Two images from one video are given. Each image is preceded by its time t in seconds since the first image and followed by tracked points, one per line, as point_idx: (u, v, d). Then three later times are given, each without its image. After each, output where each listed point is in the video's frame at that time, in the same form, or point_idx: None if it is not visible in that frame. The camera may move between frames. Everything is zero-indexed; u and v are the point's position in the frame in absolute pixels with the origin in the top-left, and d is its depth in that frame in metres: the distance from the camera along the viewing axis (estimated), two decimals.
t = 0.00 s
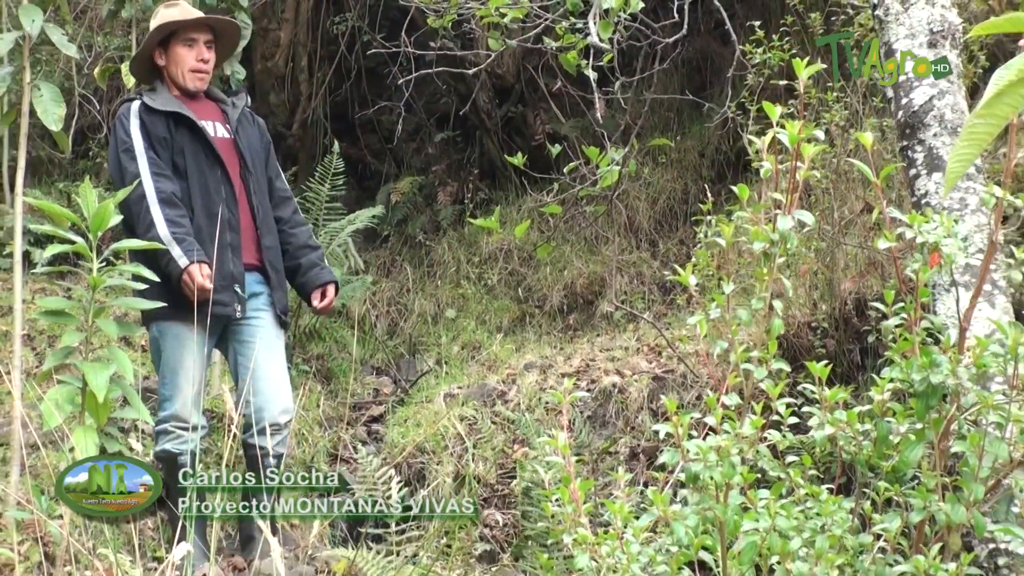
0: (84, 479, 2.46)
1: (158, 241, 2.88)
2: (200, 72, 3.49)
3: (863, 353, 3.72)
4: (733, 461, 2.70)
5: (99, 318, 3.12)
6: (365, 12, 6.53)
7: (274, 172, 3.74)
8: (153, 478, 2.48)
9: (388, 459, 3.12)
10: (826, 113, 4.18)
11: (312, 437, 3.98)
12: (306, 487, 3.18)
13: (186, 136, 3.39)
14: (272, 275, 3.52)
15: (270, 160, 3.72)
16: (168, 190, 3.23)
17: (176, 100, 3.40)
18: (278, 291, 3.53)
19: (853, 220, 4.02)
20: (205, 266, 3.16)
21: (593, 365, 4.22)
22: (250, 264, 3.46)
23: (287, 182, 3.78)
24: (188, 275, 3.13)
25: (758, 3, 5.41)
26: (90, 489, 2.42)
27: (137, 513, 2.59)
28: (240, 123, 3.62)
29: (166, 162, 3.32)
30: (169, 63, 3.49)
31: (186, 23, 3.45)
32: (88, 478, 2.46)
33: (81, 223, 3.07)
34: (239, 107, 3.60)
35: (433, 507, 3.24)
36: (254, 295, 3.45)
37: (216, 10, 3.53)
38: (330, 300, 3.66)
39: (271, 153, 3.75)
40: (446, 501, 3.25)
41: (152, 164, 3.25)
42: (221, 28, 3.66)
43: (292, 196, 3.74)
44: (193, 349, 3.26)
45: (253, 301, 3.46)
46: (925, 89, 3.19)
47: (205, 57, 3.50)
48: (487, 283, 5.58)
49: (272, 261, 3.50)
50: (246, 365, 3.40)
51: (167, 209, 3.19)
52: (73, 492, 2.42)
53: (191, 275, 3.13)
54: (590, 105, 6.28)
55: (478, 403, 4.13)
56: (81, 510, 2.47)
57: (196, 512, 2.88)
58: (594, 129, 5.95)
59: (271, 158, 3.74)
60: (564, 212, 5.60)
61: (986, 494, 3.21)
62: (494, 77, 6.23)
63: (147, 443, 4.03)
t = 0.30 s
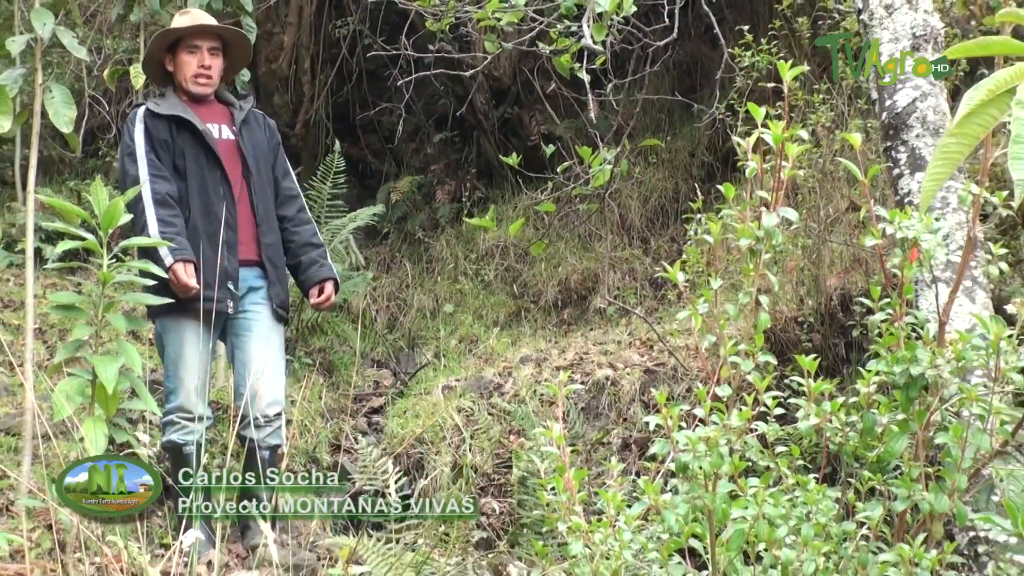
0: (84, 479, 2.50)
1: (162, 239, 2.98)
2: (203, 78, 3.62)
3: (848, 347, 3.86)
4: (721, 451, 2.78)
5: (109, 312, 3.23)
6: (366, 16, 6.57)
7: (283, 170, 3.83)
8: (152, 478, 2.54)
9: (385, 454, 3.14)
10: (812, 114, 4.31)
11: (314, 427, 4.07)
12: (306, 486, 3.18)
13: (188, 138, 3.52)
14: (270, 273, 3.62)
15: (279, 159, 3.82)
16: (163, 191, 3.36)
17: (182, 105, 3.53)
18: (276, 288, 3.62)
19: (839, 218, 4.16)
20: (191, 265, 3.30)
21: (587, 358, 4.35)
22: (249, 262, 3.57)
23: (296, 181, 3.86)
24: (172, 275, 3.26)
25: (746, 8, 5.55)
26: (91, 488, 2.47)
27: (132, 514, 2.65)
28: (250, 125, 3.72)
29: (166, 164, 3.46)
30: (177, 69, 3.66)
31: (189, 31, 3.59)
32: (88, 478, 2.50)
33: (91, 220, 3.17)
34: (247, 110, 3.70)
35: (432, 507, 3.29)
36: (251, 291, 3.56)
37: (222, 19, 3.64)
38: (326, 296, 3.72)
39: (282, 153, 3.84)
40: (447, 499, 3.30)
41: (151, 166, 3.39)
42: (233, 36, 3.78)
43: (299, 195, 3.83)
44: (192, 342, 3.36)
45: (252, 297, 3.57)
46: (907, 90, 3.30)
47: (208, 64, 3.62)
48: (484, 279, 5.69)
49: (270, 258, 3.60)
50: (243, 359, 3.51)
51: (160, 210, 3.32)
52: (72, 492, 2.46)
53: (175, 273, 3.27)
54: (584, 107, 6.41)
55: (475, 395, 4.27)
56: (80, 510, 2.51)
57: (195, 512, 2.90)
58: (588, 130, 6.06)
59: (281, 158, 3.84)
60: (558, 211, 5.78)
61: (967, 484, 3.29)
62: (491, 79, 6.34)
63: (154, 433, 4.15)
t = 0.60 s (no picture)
0: (84, 479, 2.48)
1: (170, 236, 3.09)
2: (225, 78, 3.77)
3: (834, 341, 4.00)
4: (714, 442, 2.83)
5: (120, 306, 3.34)
6: (369, 19, 6.71)
7: (298, 172, 3.94)
8: (153, 478, 2.53)
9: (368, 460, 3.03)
10: (800, 115, 4.44)
11: (318, 418, 4.30)
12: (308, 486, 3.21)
13: (201, 137, 3.66)
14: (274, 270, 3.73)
15: (294, 160, 3.92)
16: (172, 185, 3.50)
17: (200, 104, 3.67)
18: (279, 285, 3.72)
19: (826, 216, 4.30)
20: (189, 257, 3.41)
21: (582, 352, 4.48)
22: (254, 258, 3.69)
23: (310, 182, 3.96)
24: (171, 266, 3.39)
25: (736, 13, 5.71)
26: (91, 488, 2.45)
27: (133, 514, 2.62)
28: (267, 127, 3.85)
29: (178, 160, 3.60)
30: (202, 69, 3.81)
31: (215, 33, 3.75)
32: (88, 479, 2.48)
33: (102, 217, 3.27)
34: (265, 112, 3.82)
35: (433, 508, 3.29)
36: (254, 287, 3.68)
37: (248, 23, 3.80)
38: (325, 294, 3.83)
39: (298, 156, 3.95)
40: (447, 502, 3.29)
41: (163, 162, 3.53)
42: (259, 41, 3.94)
43: (311, 197, 3.93)
44: (198, 334, 3.49)
45: (257, 292, 3.70)
46: (892, 93, 3.42)
47: (231, 65, 3.78)
48: (483, 274, 5.80)
49: (275, 255, 3.70)
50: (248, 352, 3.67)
51: (167, 204, 3.46)
52: (73, 492, 2.44)
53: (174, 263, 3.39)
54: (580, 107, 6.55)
55: (474, 387, 4.41)
56: (80, 511, 2.49)
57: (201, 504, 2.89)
58: (583, 131, 6.17)
59: (297, 159, 3.94)
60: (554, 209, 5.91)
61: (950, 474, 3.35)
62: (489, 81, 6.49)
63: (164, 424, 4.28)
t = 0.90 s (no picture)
0: (85, 479, 2.52)
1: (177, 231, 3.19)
2: (248, 77, 3.91)
3: (820, 332, 4.15)
4: (707, 432, 2.89)
5: (128, 298, 3.45)
6: (371, 21, 6.81)
7: (313, 174, 4.06)
8: (154, 477, 2.57)
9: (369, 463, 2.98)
10: (788, 114, 4.57)
11: (320, 406, 4.46)
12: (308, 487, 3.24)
13: (218, 135, 3.80)
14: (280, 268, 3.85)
15: (309, 163, 4.04)
16: (185, 179, 3.63)
17: (220, 102, 3.81)
18: (284, 283, 3.84)
19: (812, 211, 4.44)
20: (192, 250, 3.54)
21: (576, 343, 4.61)
22: (261, 255, 3.82)
23: (324, 184, 4.07)
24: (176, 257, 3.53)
25: (726, 15, 5.87)
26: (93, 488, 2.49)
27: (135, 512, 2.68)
28: (286, 128, 3.97)
29: (194, 155, 3.74)
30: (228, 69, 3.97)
31: (239, 33, 3.91)
32: (89, 478, 2.52)
33: (111, 212, 3.39)
34: (284, 114, 3.95)
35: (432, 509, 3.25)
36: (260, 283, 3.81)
37: (273, 25, 3.95)
38: (326, 295, 3.93)
39: (315, 158, 4.07)
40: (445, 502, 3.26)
41: (179, 156, 3.67)
42: (285, 45, 4.08)
43: (324, 199, 4.04)
44: (204, 324, 3.62)
45: (263, 288, 3.83)
46: (876, 93, 3.55)
47: (254, 64, 3.92)
48: (481, 268, 5.92)
49: (282, 254, 3.83)
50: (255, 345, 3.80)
51: (178, 197, 3.59)
52: (74, 491, 2.49)
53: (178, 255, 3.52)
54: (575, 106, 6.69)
55: (471, 376, 4.54)
56: (81, 509, 2.54)
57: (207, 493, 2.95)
58: (578, 129, 6.38)
59: (313, 162, 4.06)
60: (550, 205, 6.04)
61: (934, 461, 3.42)
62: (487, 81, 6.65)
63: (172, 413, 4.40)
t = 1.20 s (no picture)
0: (85, 479, 2.68)
1: (185, 227, 3.31)
2: (265, 82, 4.07)
3: (810, 325, 4.29)
4: (699, 419, 2.98)
5: (140, 292, 3.56)
6: (373, 24, 6.96)
7: (327, 177, 4.17)
8: (152, 478, 2.72)
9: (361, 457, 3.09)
10: (778, 113, 4.70)
11: (326, 396, 4.60)
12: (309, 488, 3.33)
13: (232, 136, 3.96)
14: (288, 267, 3.99)
15: (323, 166, 4.15)
16: (197, 179, 3.81)
17: (236, 106, 3.97)
18: (291, 282, 3.98)
19: (802, 208, 4.58)
20: (201, 248, 3.72)
21: (572, 335, 4.74)
22: (271, 254, 3.96)
23: (337, 188, 4.17)
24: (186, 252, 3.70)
25: (718, 18, 6.03)
26: (92, 488, 2.65)
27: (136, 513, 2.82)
28: (301, 132, 4.10)
29: (209, 155, 3.91)
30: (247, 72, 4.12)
31: (259, 40, 4.05)
32: (89, 479, 2.68)
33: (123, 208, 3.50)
34: (299, 118, 4.08)
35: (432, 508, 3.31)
36: (270, 280, 3.96)
37: (293, 34, 4.08)
38: (334, 296, 4.02)
39: (329, 162, 4.18)
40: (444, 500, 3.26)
41: (193, 156, 3.85)
42: (304, 52, 4.21)
43: (336, 202, 4.14)
44: (215, 317, 3.79)
45: (273, 285, 3.98)
46: (863, 93, 3.66)
47: (271, 70, 4.07)
48: (480, 262, 6.05)
49: (291, 254, 3.96)
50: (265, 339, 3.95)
51: (190, 196, 3.77)
52: (74, 491, 2.65)
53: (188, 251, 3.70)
54: (573, 106, 6.82)
55: (471, 368, 4.68)
56: (81, 509, 2.70)
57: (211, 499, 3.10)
58: (575, 128, 6.53)
59: (328, 166, 4.17)
60: (549, 201, 6.16)
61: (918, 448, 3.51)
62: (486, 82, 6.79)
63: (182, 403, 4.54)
